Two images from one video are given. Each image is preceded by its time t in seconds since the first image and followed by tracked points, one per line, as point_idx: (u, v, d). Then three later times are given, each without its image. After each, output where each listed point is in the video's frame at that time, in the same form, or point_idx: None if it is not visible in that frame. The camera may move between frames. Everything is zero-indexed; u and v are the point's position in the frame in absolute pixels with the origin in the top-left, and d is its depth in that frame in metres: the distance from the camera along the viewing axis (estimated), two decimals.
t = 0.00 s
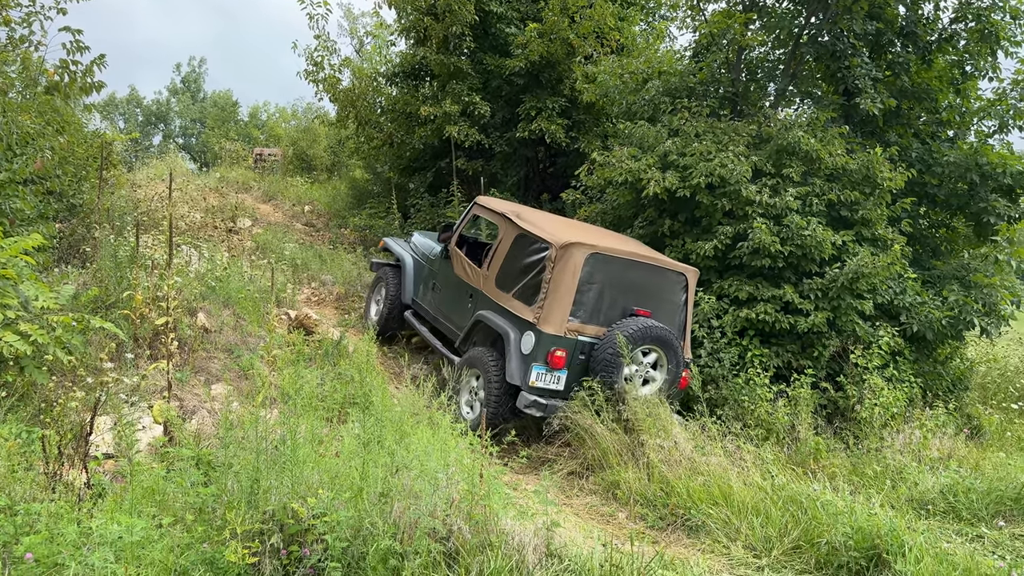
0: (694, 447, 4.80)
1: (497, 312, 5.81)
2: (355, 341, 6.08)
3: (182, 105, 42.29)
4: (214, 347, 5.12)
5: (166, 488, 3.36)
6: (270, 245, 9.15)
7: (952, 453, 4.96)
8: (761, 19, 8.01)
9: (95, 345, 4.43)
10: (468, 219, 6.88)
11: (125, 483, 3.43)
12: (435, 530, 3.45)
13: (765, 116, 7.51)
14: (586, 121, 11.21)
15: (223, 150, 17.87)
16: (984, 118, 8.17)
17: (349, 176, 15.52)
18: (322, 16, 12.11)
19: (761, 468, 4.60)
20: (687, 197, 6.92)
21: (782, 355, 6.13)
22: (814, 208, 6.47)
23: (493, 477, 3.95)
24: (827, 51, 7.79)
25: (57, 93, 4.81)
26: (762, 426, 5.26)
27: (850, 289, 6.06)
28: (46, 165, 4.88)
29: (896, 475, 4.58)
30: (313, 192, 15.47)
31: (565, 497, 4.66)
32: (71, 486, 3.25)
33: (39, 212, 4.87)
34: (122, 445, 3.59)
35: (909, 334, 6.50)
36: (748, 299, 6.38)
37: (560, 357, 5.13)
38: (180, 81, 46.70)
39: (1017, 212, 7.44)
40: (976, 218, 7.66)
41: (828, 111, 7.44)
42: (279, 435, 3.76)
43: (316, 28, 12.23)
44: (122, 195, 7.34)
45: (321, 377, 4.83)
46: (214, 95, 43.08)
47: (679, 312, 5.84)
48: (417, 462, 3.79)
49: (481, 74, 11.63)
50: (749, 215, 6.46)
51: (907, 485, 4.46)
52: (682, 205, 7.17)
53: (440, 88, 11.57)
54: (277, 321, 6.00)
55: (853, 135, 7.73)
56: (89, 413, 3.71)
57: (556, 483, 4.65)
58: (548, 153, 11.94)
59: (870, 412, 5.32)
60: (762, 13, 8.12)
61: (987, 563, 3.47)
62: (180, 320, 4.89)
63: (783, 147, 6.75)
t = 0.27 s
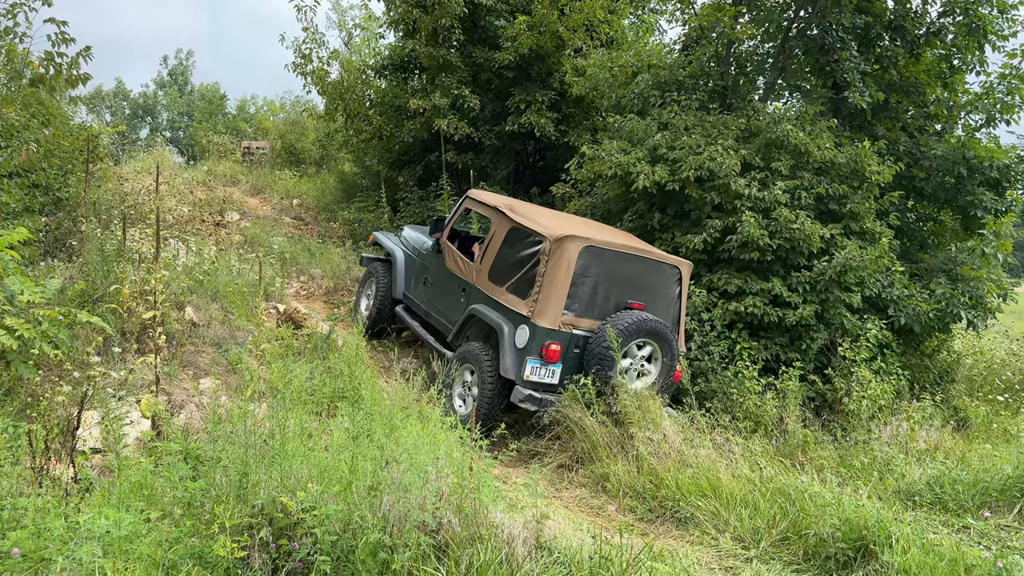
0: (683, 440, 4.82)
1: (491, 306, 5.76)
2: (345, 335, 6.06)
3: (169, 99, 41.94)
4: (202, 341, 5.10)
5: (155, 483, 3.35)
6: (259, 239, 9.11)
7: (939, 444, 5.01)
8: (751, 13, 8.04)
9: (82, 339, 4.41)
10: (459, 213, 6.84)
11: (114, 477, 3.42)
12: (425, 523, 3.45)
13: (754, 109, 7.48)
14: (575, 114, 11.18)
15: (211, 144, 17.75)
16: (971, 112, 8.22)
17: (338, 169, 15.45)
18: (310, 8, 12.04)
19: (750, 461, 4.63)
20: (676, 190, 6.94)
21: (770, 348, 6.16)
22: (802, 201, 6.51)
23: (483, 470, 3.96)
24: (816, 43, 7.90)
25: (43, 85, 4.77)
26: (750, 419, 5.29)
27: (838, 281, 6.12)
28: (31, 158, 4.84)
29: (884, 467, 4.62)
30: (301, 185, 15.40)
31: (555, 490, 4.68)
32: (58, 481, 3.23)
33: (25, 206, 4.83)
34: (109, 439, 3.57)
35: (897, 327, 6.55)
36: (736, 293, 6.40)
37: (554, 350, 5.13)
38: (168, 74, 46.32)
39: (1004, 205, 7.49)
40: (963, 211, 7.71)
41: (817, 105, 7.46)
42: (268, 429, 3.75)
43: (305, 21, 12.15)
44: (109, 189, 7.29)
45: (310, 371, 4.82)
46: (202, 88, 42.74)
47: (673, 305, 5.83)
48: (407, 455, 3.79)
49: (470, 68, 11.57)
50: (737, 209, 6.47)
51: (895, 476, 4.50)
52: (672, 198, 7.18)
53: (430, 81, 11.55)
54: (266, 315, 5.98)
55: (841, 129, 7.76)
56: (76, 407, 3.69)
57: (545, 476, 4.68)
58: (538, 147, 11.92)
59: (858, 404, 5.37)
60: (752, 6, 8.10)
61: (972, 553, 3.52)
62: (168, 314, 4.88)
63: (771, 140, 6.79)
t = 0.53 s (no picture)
0: (674, 433, 4.84)
1: (485, 300, 5.73)
2: (335, 328, 6.05)
3: (158, 92, 41.61)
4: (192, 336, 5.08)
5: (145, 478, 3.34)
6: (248, 233, 9.07)
7: (928, 437, 5.04)
8: (741, 6, 8.00)
9: (71, 334, 4.38)
10: (452, 208, 6.81)
11: (103, 473, 3.40)
12: (416, 518, 3.45)
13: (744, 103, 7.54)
14: (566, 108, 11.18)
15: (200, 138, 17.64)
16: (961, 106, 8.23)
17: (328, 163, 15.38)
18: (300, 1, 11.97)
19: (740, 454, 4.66)
20: (668, 184, 6.94)
21: (760, 342, 6.19)
22: (793, 195, 6.52)
23: (474, 464, 3.96)
24: (807, 37, 7.88)
25: (30, 78, 4.72)
26: (741, 412, 5.31)
27: (828, 275, 6.13)
28: (18, 152, 4.80)
29: (873, 460, 4.64)
30: (291, 179, 15.33)
31: (546, 484, 4.72)
32: (48, 476, 3.21)
33: (13, 200, 4.79)
34: (99, 434, 3.55)
35: (886, 320, 6.59)
36: (727, 287, 6.43)
37: (550, 342, 5.08)
38: (157, 67, 45.96)
39: (992, 199, 7.57)
40: (952, 205, 7.75)
41: (807, 99, 7.48)
42: (259, 424, 3.74)
43: (295, 14, 12.08)
44: (97, 183, 7.24)
45: (301, 365, 4.81)
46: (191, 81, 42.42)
47: (668, 296, 5.81)
48: (398, 449, 3.79)
49: (461, 61, 11.51)
50: (728, 202, 6.50)
51: (884, 469, 4.53)
52: (663, 192, 7.19)
53: (420, 74, 11.52)
54: (256, 309, 5.96)
55: (832, 123, 7.78)
56: (65, 402, 3.67)
57: (536, 469, 4.70)
58: (529, 140, 11.91)
59: (848, 397, 5.40)
60: None
61: (961, 545, 3.56)
62: (158, 308, 4.85)
63: (762, 134, 6.80)
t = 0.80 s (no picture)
0: (666, 426, 4.87)
1: (486, 299, 5.67)
2: (327, 323, 6.04)
3: (149, 86, 41.35)
4: (183, 331, 5.07)
5: (136, 474, 3.33)
6: (240, 228, 9.04)
7: (919, 430, 5.07)
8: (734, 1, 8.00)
9: (61, 329, 4.36)
10: (449, 205, 6.73)
11: (95, 468, 3.40)
12: (409, 512, 3.45)
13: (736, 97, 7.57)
14: (559, 102, 11.17)
15: (191, 131, 17.55)
16: (951, 101, 8.28)
17: (320, 157, 15.32)
18: None
19: (732, 447, 4.69)
20: (660, 178, 6.95)
21: (752, 336, 6.21)
22: (785, 189, 6.54)
23: (467, 459, 3.97)
24: (799, 32, 7.77)
25: (19, 72, 4.67)
26: (733, 406, 5.34)
27: (819, 269, 6.17)
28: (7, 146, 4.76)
29: (864, 453, 4.67)
30: (283, 173, 15.27)
31: (540, 479, 4.74)
32: (38, 472, 3.20)
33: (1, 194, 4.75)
34: (90, 430, 3.54)
35: (877, 314, 6.62)
36: (719, 281, 6.44)
37: (554, 342, 5.02)
38: (148, 60, 45.64)
39: (983, 194, 7.62)
40: (943, 199, 7.79)
41: (799, 94, 7.50)
42: (251, 419, 3.74)
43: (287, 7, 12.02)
44: (87, 177, 7.20)
45: (293, 360, 4.80)
46: (182, 75, 42.14)
47: (671, 293, 5.79)
48: (390, 444, 3.79)
49: (453, 55, 11.48)
50: (720, 197, 6.51)
51: (875, 462, 4.55)
52: (655, 187, 7.19)
53: (412, 69, 11.48)
54: (248, 304, 5.95)
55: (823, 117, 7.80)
56: (55, 397, 3.66)
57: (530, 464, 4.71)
58: (522, 135, 11.90)
59: (839, 391, 5.43)
60: None
61: (951, 538, 3.62)
62: (149, 303, 4.84)
63: (754, 129, 6.81)
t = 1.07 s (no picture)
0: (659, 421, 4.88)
1: (486, 306, 5.52)
2: (319, 318, 6.02)
3: (139, 79, 41.06)
4: (174, 325, 5.05)
5: (128, 468, 3.33)
6: (231, 222, 9.00)
7: (909, 423, 5.10)
8: None
9: (51, 324, 4.34)
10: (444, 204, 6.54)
11: (86, 463, 3.39)
12: (401, 506, 3.45)
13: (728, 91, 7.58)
14: (551, 96, 11.16)
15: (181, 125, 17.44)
16: (942, 95, 8.32)
17: (312, 151, 15.26)
18: None
19: (724, 441, 4.71)
20: (653, 172, 6.95)
21: (744, 330, 6.23)
22: (777, 183, 6.56)
23: (459, 453, 3.97)
24: (791, 26, 7.83)
25: (8, 65, 4.64)
26: (725, 399, 5.37)
27: (811, 264, 6.20)
28: None
29: (855, 446, 4.70)
30: (274, 167, 15.20)
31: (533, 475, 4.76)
32: (29, 467, 3.19)
33: None
34: (81, 424, 3.53)
35: (868, 308, 6.65)
36: (711, 275, 6.46)
37: (557, 351, 4.90)
38: (138, 53, 45.33)
39: (973, 188, 7.66)
40: (933, 193, 7.83)
41: (791, 88, 7.51)
42: (244, 413, 3.73)
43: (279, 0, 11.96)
44: (77, 171, 7.15)
45: (285, 355, 4.78)
46: (172, 68, 41.84)
47: (677, 291, 5.62)
48: (383, 438, 3.79)
49: (445, 49, 11.44)
50: (712, 191, 6.52)
51: (865, 455, 4.58)
52: (648, 181, 7.20)
53: (404, 62, 11.45)
54: (239, 299, 5.93)
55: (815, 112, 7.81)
56: (45, 392, 3.64)
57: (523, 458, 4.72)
58: (514, 129, 11.88)
59: (830, 385, 5.47)
60: None
61: (942, 530, 3.68)
62: (140, 297, 4.82)
63: (747, 123, 6.81)
